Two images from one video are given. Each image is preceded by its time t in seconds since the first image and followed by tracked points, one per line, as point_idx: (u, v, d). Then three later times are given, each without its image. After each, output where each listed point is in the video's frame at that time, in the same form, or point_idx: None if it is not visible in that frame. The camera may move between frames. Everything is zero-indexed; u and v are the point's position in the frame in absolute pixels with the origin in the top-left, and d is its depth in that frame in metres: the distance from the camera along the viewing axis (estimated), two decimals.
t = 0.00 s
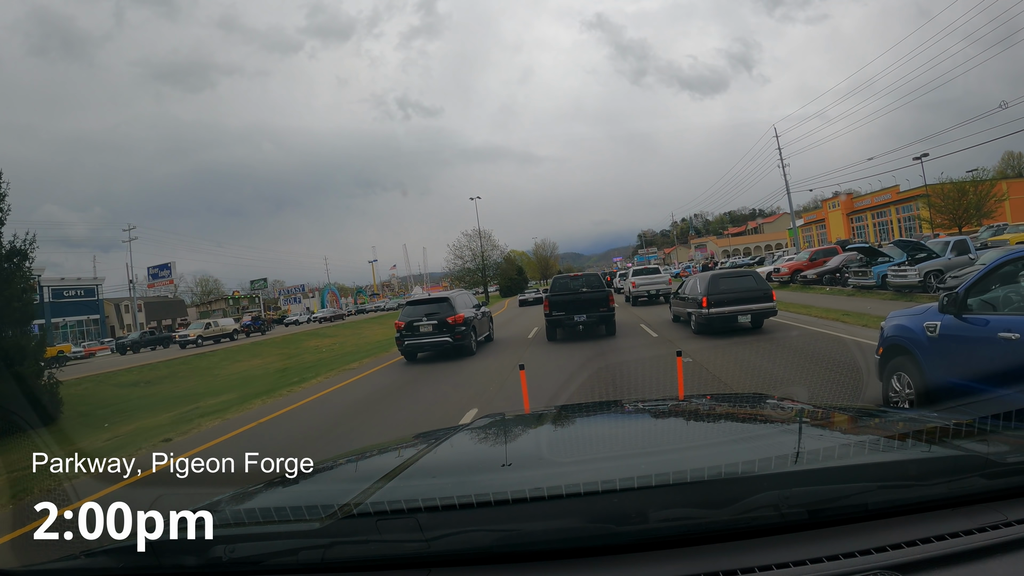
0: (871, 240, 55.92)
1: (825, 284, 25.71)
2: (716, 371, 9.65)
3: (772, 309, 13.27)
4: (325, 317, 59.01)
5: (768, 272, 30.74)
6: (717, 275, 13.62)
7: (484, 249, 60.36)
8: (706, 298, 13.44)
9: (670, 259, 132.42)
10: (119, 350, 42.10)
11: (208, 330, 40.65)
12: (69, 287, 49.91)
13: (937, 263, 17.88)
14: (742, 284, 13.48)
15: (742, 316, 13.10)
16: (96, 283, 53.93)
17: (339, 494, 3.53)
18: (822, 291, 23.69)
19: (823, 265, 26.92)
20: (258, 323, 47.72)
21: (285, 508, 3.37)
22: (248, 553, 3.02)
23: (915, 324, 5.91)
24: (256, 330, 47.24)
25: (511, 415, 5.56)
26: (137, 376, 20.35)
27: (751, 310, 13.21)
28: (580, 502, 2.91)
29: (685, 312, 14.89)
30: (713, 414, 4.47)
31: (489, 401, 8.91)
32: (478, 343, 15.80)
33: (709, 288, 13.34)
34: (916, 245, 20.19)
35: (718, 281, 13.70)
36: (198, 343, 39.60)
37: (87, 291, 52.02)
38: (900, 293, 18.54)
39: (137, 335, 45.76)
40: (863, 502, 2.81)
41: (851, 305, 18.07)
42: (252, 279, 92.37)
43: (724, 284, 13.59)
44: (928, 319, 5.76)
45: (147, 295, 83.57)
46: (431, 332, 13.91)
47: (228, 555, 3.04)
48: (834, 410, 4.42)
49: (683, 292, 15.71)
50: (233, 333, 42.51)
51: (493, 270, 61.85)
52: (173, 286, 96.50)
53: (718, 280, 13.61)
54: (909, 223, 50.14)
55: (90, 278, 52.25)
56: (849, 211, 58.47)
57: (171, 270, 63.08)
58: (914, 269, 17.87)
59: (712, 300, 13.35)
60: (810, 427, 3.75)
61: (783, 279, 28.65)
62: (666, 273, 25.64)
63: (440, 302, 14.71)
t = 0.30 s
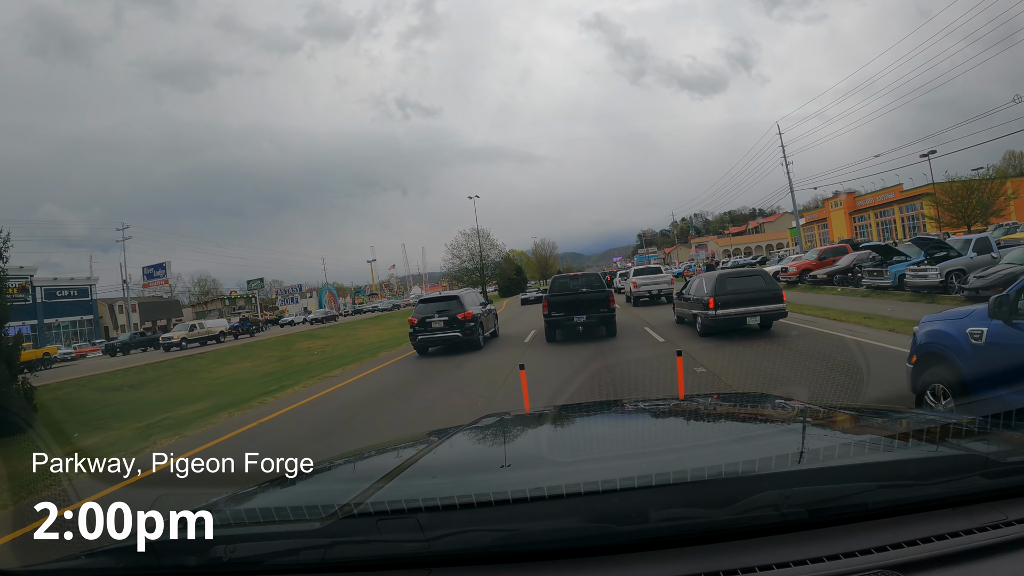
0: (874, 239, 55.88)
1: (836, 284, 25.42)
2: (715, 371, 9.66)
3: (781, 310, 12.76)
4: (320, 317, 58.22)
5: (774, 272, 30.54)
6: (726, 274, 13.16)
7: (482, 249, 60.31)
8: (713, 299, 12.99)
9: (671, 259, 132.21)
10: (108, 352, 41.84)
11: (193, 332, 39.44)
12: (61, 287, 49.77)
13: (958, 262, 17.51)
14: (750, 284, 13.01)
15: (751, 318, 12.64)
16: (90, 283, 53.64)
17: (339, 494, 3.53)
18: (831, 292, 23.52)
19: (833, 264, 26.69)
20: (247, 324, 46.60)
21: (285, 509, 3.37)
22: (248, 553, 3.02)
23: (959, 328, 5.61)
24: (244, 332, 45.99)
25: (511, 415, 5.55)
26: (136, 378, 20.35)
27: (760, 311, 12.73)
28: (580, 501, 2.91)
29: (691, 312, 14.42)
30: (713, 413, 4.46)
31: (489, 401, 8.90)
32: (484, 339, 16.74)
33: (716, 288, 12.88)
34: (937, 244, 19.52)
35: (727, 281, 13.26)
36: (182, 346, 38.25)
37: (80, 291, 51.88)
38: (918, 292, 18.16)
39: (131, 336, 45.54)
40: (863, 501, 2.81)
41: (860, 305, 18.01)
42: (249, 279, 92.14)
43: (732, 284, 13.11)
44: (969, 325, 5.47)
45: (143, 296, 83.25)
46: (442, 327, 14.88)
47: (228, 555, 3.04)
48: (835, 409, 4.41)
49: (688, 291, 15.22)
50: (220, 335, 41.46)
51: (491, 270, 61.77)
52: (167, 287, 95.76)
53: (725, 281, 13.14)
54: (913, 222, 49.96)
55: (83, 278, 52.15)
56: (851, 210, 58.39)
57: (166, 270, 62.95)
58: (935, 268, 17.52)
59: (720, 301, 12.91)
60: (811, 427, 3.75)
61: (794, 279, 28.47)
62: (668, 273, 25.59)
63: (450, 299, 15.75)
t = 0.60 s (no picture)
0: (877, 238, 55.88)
1: (848, 284, 25.01)
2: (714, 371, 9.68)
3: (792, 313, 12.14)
4: (315, 317, 57.51)
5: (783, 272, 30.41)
6: (735, 273, 12.54)
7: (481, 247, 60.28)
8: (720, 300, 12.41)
9: (671, 258, 132.09)
10: (100, 353, 41.37)
11: (177, 334, 37.94)
12: (54, 288, 49.67)
13: (980, 262, 16.92)
14: (760, 284, 12.42)
15: (761, 320, 12.04)
16: (85, 283, 53.40)
17: (340, 494, 3.53)
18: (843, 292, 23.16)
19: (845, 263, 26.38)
20: (236, 327, 45.41)
21: (286, 509, 3.37)
22: (248, 553, 3.02)
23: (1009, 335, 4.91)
24: (231, 333, 44.49)
25: (511, 415, 5.56)
26: (136, 379, 20.36)
27: (769, 314, 12.12)
28: (581, 501, 2.91)
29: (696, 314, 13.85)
30: (714, 413, 4.47)
31: (488, 401, 8.91)
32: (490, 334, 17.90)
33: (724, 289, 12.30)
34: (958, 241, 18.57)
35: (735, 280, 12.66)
36: (165, 349, 36.97)
37: (73, 291, 51.76)
38: (939, 293, 17.47)
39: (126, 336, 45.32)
40: (863, 501, 2.81)
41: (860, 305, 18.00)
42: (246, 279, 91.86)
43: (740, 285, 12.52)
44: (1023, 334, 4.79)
45: (139, 296, 82.89)
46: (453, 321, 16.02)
47: (229, 555, 3.04)
48: (835, 409, 4.41)
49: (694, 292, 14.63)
50: (206, 338, 40.26)
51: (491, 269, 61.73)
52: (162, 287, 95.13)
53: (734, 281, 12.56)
54: (917, 222, 49.80)
55: (77, 278, 52.13)
56: (854, 209, 58.44)
57: (161, 270, 62.80)
58: (958, 268, 16.80)
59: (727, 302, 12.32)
60: (812, 427, 3.75)
61: (801, 279, 28.10)
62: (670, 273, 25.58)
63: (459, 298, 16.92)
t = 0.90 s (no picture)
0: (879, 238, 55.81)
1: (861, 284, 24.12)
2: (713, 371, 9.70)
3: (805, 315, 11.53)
4: (309, 317, 56.72)
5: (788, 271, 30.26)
6: (743, 274, 11.98)
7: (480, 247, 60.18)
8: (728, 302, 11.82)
9: (672, 258, 131.94)
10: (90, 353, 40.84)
11: (160, 336, 36.88)
12: (47, 287, 49.58)
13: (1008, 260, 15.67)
14: (769, 285, 11.85)
15: (770, 322, 11.48)
16: (79, 282, 53.21)
17: (340, 494, 3.53)
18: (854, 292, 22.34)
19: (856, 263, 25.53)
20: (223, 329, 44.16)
21: (286, 509, 3.37)
22: (249, 553, 3.01)
23: None
24: (218, 334, 43.32)
25: (512, 415, 5.56)
26: (136, 379, 20.37)
27: (780, 316, 11.51)
28: (581, 502, 2.90)
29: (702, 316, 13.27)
30: (715, 414, 4.47)
31: (488, 401, 8.91)
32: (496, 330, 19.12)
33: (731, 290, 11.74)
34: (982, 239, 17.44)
35: (743, 281, 12.09)
36: (147, 352, 35.88)
37: (67, 291, 51.65)
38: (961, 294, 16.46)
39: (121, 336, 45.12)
40: (863, 501, 2.81)
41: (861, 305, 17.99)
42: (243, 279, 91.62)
43: (748, 285, 11.97)
44: None
45: (135, 296, 82.53)
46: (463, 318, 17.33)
47: (229, 555, 3.04)
48: (835, 409, 4.41)
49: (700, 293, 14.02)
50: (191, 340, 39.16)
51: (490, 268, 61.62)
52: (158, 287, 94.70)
53: (742, 281, 12.00)
54: (920, 221, 49.60)
55: (71, 278, 52.00)
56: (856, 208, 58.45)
57: (157, 270, 62.63)
58: (982, 268, 15.79)
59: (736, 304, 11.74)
60: (813, 427, 3.75)
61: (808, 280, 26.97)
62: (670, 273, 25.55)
63: (467, 296, 18.16)
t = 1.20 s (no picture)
0: (882, 237, 55.74)
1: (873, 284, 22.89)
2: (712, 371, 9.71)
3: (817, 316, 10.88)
4: (301, 319, 55.88)
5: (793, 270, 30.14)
6: (750, 274, 11.35)
7: (477, 246, 60.14)
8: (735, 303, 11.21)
9: (672, 258, 131.84)
10: (80, 355, 40.30)
11: (144, 338, 36.13)
12: (40, 287, 49.55)
13: None
14: (779, 285, 11.19)
15: (780, 324, 10.86)
16: (73, 282, 52.99)
17: (340, 494, 3.53)
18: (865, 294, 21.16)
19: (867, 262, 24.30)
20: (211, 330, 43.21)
21: (287, 509, 3.36)
22: (249, 553, 3.01)
23: None
24: (206, 336, 42.30)
25: (512, 415, 5.56)
26: (136, 379, 20.42)
27: (790, 318, 10.88)
28: (581, 501, 2.90)
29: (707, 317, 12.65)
30: (715, 413, 4.46)
31: (488, 401, 8.91)
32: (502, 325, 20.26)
33: (739, 290, 11.09)
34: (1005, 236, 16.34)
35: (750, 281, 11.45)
36: (130, 354, 34.93)
37: (60, 291, 51.53)
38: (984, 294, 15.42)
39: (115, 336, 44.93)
40: (863, 501, 2.81)
41: (861, 304, 18.02)
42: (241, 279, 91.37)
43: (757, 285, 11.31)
44: None
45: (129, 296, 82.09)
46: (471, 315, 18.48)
47: (230, 555, 3.03)
48: (834, 408, 4.41)
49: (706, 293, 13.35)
50: (175, 342, 38.25)
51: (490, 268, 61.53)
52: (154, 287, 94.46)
53: (750, 280, 11.34)
54: (924, 220, 49.45)
55: (63, 278, 52.04)
56: (859, 208, 58.49)
57: (152, 269, 62.55)
58: (1008, 268, 14.69)
59: (743, 306, 11.12)
60: (814, 427, 3.74)
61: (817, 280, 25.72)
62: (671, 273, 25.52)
63: (475, 294, 19.31)
